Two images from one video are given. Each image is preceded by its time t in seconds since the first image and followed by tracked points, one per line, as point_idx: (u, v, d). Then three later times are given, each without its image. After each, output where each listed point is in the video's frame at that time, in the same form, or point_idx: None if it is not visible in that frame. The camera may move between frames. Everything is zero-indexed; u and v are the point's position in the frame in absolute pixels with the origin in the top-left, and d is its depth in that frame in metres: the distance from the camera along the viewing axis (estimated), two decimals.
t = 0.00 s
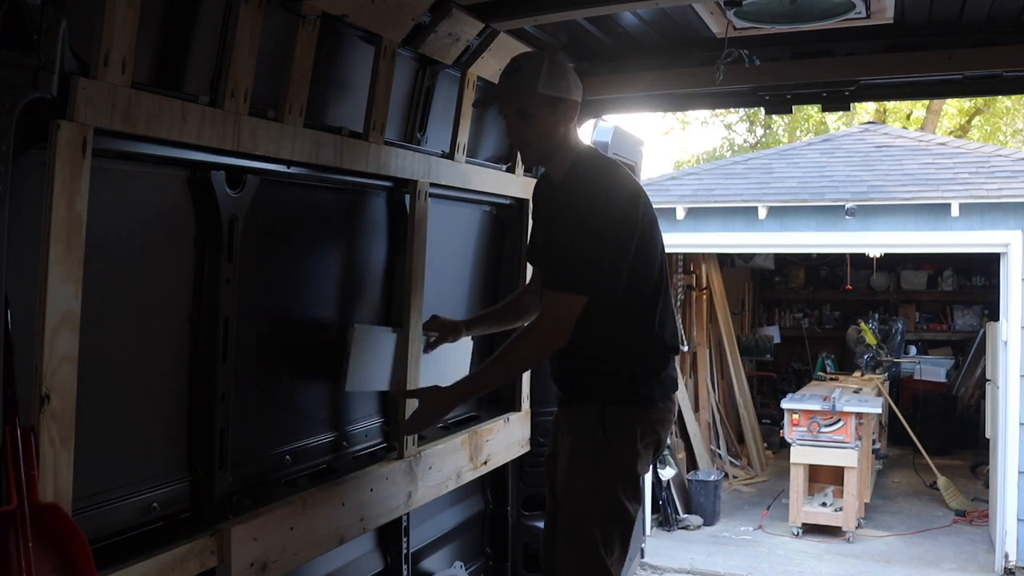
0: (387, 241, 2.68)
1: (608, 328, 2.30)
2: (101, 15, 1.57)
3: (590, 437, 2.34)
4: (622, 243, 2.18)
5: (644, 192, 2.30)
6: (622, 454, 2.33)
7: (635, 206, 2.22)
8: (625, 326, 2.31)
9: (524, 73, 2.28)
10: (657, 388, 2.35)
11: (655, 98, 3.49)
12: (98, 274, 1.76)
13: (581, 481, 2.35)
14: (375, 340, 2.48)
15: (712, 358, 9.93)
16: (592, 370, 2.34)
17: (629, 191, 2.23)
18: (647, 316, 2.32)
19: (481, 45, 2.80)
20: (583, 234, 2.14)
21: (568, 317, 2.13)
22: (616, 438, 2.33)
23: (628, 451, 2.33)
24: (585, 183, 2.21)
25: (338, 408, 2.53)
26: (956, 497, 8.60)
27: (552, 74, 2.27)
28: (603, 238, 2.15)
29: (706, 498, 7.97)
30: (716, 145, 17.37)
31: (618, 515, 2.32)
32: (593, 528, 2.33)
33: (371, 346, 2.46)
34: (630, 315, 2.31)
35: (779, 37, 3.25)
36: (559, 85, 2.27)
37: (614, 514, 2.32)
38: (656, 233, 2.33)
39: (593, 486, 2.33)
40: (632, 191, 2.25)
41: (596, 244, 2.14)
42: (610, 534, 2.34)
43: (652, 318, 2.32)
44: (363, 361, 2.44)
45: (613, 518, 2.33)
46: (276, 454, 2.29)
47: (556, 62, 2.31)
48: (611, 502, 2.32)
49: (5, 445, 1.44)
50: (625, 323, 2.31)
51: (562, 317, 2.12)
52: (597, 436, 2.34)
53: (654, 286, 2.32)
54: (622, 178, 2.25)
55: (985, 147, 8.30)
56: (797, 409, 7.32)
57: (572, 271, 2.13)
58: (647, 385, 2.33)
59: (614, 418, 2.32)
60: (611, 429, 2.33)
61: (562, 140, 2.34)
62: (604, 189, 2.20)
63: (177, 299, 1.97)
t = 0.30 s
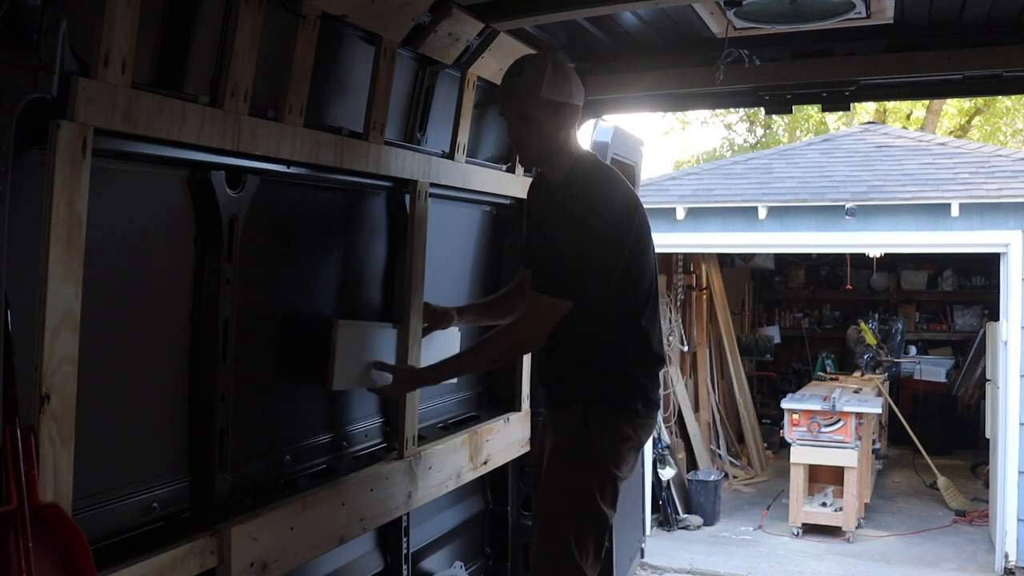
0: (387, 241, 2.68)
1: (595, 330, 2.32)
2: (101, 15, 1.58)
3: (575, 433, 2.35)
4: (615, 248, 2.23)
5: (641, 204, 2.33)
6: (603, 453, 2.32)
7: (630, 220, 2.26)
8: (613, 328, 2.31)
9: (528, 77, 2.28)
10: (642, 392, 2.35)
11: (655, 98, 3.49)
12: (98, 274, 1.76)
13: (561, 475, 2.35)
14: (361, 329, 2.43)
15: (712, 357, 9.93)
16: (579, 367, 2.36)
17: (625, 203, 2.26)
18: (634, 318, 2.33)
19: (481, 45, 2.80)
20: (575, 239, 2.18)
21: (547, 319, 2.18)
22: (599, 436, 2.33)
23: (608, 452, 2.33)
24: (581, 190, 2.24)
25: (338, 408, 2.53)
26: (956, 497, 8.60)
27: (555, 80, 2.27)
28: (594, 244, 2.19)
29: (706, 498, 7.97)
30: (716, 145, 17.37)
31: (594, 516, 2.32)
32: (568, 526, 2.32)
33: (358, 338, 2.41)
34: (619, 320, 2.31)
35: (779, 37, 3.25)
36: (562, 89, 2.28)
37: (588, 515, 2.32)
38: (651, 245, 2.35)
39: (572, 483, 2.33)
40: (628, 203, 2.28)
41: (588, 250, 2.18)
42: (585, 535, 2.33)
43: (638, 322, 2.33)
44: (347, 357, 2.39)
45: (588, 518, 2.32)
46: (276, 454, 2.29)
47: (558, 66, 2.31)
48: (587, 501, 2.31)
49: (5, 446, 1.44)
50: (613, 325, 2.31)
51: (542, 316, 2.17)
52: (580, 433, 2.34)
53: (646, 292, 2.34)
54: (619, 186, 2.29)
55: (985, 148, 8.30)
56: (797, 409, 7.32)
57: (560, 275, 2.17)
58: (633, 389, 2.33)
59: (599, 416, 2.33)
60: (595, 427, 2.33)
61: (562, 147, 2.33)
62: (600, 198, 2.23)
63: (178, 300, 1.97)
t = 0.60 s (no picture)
0: (387, 241, 2.68)
1: (578, 333, 2.24)
2: (101, 14, 1.58)
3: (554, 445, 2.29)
4: (604, 248, 2.17)
5: (628, 202, 2.28)
6: (585, 464, 2.26)
7: (617, 218, 2.21)
8: (597, 330, 2.25)
9: (522, 68, 2.24)
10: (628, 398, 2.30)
11: (655, 98, 3.50)
12: (98, 274, 1.76)
13: (547, 488, 2.29)
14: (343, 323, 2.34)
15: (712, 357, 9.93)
16: (561, 374, 2.28)
17: (612, 201, 2.21)
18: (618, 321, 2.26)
19: (482, 45, 2.80)
20: (563, 237, 2.11)
21: (531, 319, 2.11)
22: (581, 447, 2.27)
23: (593, 463, 2.27)
24: (569, 187, 2.18)
25: (337, 408, 2.53)
26: (956, 497, 8.60)
27: (549, 71, 2.23)
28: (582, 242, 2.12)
29: (706, 498, 7.96)
30: (716, 145, 17.38)
31: (583, 528, 2.28)
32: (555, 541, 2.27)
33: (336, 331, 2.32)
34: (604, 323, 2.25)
35: (780, 37, 3.25)
36: (556, 83, 2.23)
37: (578, 526, 2.27)
38: (637, 244, 2.30)
39: (558, 495, 2.28)
40: (616, 201, 2.23)
41: (576, 248, 2.12)
42: (576, 548, 2.27)
43: (622, 325, 2.26)
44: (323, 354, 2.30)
45: (578, 530, 2.27)
46: (276, 455, 2.29)
47: (553, 61, 2.27)
48: (577, 513, 2.27)
49: (6, 446, 1.44)
50: (597, 328, 2.24)
51: (526, 317, 2.11)
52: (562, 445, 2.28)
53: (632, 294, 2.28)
54: (607, 186, 2.23)
55: (985, 148, 8.30)
56: (797, 409, 7.32)
57: (547, 275, 2.10)
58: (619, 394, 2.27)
59: (580, 426, 2.26)
60: (576, 437, 2.27)
61: (553, 144, 2.28)
62: (588, 196, 2.17)
63: (178, 299, 1.97)
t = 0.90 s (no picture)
0: (387, 241, 2.67)
1: (558, 337, 2.11)
2: (102, 15, 1.58)
3: (525, 454, 2.17)
4: (585, 245, 2.01)
5: (609, 192, 2.13)
6: (557, 476, 2.15)
7: (601, 209, 2.06)
8: (573, 333, 2.11)
9: (494, 57, 2.10)
10: (608, 406, 2.17)
11: (655, 98, 3.50)
12: (97, 274, 1.76)
13: (519, 501, 2.17)
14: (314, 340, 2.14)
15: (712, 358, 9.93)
16: (536, 378, 2.15)
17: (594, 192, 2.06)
18: (598, 322, 2.13)
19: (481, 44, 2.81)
20: (547, 233, 1.96)
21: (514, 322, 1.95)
22: (552, 457, 2.15)
23: (566, 475, 2.15)
24: (548, 181, 2.02)
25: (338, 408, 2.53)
26: (956, 497, 8.61)
27: (522, 59, 2.11)
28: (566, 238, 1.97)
29: (706, 498, 7.96)
30: (716, 145, 17.39)
31: (555, 545, 2.16)
32: (524, 559, 2.15)
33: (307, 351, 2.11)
34: (582, 326, 2.11)
35: (779, 37, 3.24)
36: (528, 69, 2.11)
37: (549, 543, 2.15)
38: (617, 236, 2.17)
39: (527, 510, 2.16)
40: (597, 192, 2.07)
41: (563, 243, 1.97)
42: (547, 566, 2.15)
43: (602, 327, 2.14)
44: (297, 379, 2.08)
45: (549, 548, 2.15)
46: (277, 454, 2.29)
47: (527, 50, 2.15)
48: (547, 529, 2.15)
49: (6, 446, 1.44)
50: (576, 328, 2.11)
51: (509, 320, 1.94)
52: (535, 456, 2.16)
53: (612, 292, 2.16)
54: (587, 179, 2.07)
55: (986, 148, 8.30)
56: (797, 409, 7.32)
57: (531, 278, 1.94)
58: (598, 401, 2.15)
59: (554, 436, 2.15)
60: (547, 448, 2.15)
61: (528, 133, 2.15)
62: (569, 189, 2.02)
63: (178, 298, 1.97)
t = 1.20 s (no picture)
0: (387, 241, 2.67)
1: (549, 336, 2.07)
2: (102, 15, 1.58)
3: (512, 458, 2.14)
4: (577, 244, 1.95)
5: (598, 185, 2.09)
6: (545, 479, 2.12)
7: (590, 203, 2.01)
8: (560, 332, 2.08)
9: (467, 50, 2.03)
10: (600, 408, 2.14)
11: (655, 98, 3.49)
12: (97, 274, 1.76)
13: (506, 506, 2.13)
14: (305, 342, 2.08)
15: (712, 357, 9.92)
16: (526, 379, 2.11)
17: (584, 186, 2.01)
18: (587, 320, 2.10)
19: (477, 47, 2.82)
20: (540, 228, 1.90)
21: (512, 321, 1.88)
22: (540, 459, 2.12)
23: (555, 478, 2.12)
24: (537, 176, 1.97)
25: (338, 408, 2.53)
26: (956, 497, 8.61)
27: (496, 50, 2.04)
28: (559, 233, 1.91)
29: (706, 498, 7.96)
30: (716, 145, 17.39)
31: (546, 551, 2.11)
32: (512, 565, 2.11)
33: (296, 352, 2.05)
34: (570, 325, 2.08)
35: (779, 37, 3.24)
36: (502, 60, 2.03)
37: (539, 549, 2.11)
38: (606, 232, 2.12)
39: (518, 512, 2.12)
40: (586, 186, 2.02)
41: (557, 238, 1.91)
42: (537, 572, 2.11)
43: (590, 327, 2.11)
44: (285, 381, 2.01)
45: (539, 553, 2.11)
46: (277, 453, 2.29)
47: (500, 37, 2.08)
48: (536, 534, 2.11)
49: (6, 447, 1.44)
50: (565, 327, 2.08)
51: (507, 320, 1.88)
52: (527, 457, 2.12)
53: (598, 289, 2.11)
54: (575, 175, 2.01)
55: (986, 148, 8.30)
56: (797, 409, 7.32)
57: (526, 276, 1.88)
58: (590, 403, 2.11)
59: (543, 438, 2.11)
60: (535, 451, 2.12)
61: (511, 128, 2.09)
62: (560, 183, 1.97)
63: (179, 298, 1.97)
